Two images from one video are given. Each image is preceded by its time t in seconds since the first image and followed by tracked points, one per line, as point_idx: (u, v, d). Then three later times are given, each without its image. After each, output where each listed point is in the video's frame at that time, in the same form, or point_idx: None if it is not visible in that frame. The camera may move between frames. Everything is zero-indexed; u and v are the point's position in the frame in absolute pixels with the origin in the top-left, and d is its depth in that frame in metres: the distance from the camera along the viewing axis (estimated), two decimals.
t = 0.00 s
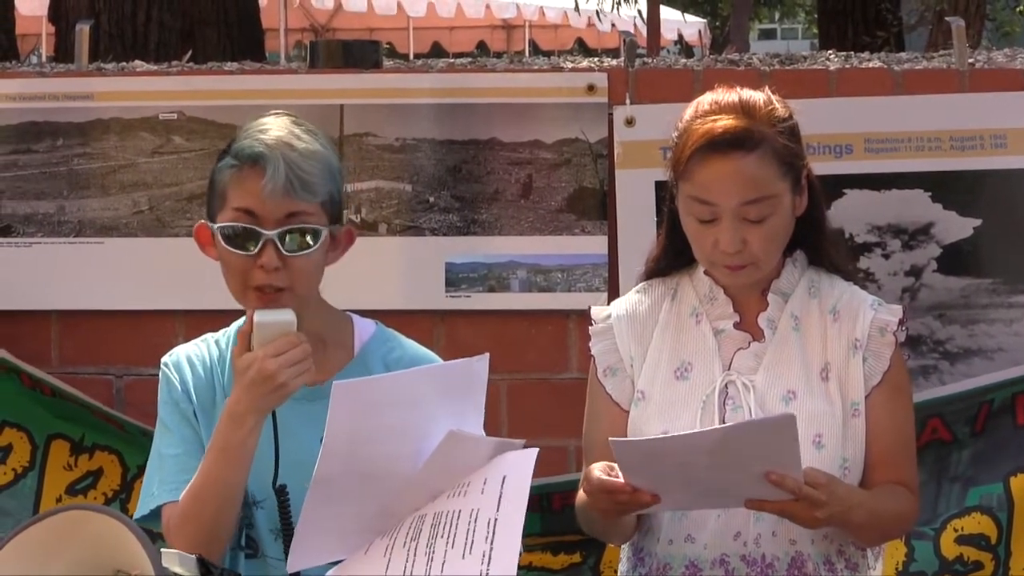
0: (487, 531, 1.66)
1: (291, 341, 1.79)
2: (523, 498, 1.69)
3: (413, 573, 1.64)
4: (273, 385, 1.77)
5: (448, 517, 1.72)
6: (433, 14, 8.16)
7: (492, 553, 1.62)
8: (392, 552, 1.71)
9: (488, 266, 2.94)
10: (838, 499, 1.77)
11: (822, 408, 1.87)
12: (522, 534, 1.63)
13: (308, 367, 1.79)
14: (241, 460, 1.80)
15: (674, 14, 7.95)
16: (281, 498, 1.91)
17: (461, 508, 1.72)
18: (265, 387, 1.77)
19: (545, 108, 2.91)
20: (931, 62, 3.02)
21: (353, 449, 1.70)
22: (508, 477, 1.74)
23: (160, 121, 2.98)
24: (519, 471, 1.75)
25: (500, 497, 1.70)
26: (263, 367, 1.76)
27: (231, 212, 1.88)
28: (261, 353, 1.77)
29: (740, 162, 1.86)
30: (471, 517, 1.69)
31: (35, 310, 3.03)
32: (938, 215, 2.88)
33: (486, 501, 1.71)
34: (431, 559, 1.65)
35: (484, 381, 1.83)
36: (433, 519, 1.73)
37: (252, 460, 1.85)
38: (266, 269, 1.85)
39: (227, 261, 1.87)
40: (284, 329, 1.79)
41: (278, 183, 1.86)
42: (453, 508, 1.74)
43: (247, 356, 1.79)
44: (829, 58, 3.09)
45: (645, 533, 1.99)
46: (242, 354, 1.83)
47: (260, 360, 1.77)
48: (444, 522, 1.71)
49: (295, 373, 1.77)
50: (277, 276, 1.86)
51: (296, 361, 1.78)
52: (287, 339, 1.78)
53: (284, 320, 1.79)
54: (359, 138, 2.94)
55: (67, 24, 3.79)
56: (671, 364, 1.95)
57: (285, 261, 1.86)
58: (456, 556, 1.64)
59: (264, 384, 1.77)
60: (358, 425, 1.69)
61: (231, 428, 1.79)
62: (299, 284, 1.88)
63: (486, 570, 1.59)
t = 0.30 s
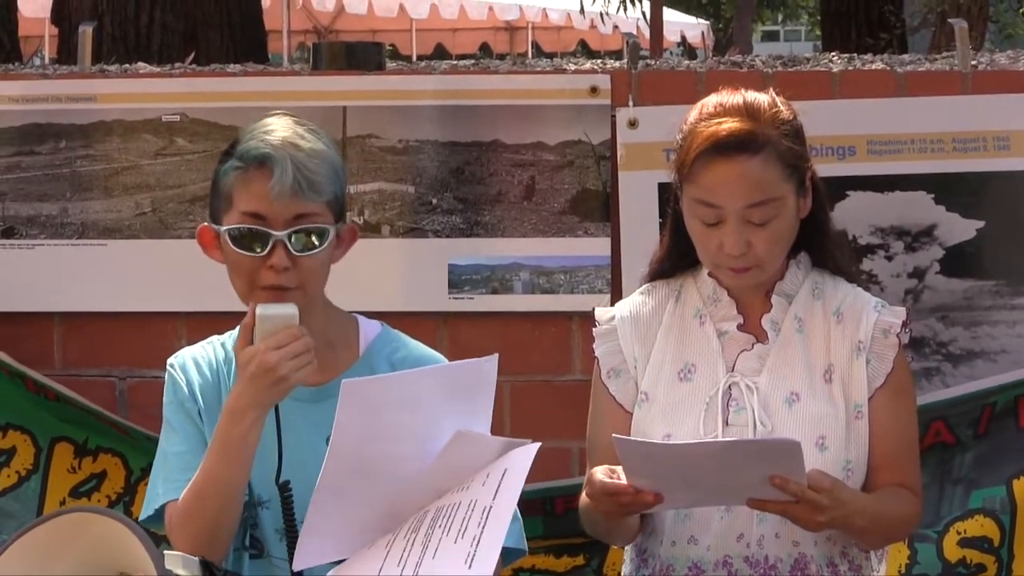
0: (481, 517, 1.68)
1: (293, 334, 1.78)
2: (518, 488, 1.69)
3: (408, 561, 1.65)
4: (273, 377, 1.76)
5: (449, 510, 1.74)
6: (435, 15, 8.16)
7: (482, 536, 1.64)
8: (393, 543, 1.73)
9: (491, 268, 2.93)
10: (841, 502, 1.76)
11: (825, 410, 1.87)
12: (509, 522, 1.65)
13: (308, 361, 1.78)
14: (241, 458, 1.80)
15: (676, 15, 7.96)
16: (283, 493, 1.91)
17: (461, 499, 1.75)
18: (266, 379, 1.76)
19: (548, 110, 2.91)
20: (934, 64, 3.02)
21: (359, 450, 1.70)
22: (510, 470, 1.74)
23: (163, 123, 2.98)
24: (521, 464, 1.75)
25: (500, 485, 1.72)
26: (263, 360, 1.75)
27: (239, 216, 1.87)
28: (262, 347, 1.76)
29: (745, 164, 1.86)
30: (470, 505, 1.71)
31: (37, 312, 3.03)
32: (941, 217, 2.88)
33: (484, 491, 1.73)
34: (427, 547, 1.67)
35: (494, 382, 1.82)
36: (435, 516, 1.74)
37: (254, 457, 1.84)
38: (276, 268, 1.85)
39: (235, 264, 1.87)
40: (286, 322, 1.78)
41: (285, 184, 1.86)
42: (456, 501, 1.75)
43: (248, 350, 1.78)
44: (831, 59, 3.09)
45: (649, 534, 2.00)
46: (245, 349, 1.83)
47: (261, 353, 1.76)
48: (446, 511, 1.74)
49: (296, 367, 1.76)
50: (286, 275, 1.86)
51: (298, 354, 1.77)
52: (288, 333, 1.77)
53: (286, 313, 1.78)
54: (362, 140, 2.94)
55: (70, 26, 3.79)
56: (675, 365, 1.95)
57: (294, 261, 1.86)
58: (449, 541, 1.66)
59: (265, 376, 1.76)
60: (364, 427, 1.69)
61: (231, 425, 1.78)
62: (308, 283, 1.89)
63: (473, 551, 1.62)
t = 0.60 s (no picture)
0: (484, 500, 1.66)
1: (305, 340, 1.78)
2: (517, 468, 1.67)
3: (418, 553, 1.65)
4: (286, 383, 1.76)
5: (456, 500, 1.73)
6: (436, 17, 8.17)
7: (486, 518, 1.62)
8: (402, 539, 1.73)
9: (491, 270, 2.93)
10: (843, 503, 1.76)
11: (828, 410, 1.87)
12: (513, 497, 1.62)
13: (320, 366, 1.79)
14: (250, 461, 1.79)
15: (677, 17, 7.97)
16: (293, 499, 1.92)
17: (467, 488, 1.74)
18: (280, 384, 1.77)
19: (548, 111, 2.91)
20: (935, 65, 3.02)
21: (366, 445, 1.71)
22: (510, 454, 1.72)
23: (164, 124, 2.98)
24: (520, 447, 1.72)
25: (500, 470, 1.70)
26: (277, 365, 1.76)
27: (250, 223, 1.86)
28: (275, 352, 1.77)
29: (745, 161, 1.86)
30: (473, 493, 1.70)
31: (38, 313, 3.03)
32: (943, 219, 2.88)
33: (486, 478, 1.71)
34: (436, 538, 1.66)
35: (497, 378, 1.80)
36: (444, 505, 1.74)
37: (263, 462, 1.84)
38: (287, 278, 1.85)
39: (248, 271, 1.87)
40: (298, 328, 1.79)
41: (302, 196, 1.85)
42: (462, 491, 1.75)
43: (260, 355, 1.78)
44: (832, 60, 3.09)
45: (651, 535, 1.99)
46: (256, 353, 1.82)
47: (273, 358, 1.76)
48: (452, 503, 1.73)
49: (309, 372, 1.77)
50: (296, 284, 1.86)
51: (312, 360, 1.78)
52: (301, 339, 1.78)
53: (299, 318, 1.79)
54: (363, 142, 2.94)
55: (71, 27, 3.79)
56: (679, 365, 1.95)
57: (306, 270, 1.86)
58: (456, 528, 1.64)
59: (279, 381, 1.76)
60: (371, 421, 1.69)
61: (243, 427, 1.79)
62: (317, 291, 1.89)
63: (479, 535, 1.59)
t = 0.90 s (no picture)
0: (501, 517, 1.63)
1: (307, 341, 1.78)
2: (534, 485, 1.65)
3: (432, 565, 1.64)
4: (288, 384, 1.76)
5: (464, 509, 1.72)
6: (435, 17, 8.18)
7: (507, 534, 1.59)
8: (412, 547, 1.72)
9: (492, 270, 2.93)
10: (844, 504, 1.76)
11: (831, 410, 1.87)
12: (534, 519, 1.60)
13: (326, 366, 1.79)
14: (252, 462, 1.79)
15: (677, 15, 7.98)
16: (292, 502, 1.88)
17: (475, 498, 1.73)
18: (281, 386, 1.76)
19: (549, 111, 2.91)
20: (935, 65, 3.02)
21: (372, 450, 1.70)
22: (523, 464, 1.73)
23: (165, 124, 2.98)
24: (533, 458, 1.73)
25: (514, 484, 1.69)
26: (278, 367, 1.75)
27: (255, 223, 1.86)
28: (277, 354, 1.76)
29: (745, 160, 1.86)
30: (487, 505, 1.68)
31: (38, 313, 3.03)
32: (943, 219, 2.88)
33: (500, 489, 1.70)
34: (449, 549, 1.64)
35: (507, 380, 1.81)
36: (451, 513, 1.74)
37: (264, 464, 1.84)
38: (292, 278, 1.85)
39: (250, 270, 1.87)
40: (299, 328, 1.78)
41: (309, 196, 1.85)
42: (469, 500, 1.74)
43: (262, 356, 1.77)
44: (833, 60, 3.09)
45: (652, 534, 2.00)
46: (258, 354, 1.81)
47: (276, 360, 1.75)
48: (462, 512, 1.72)
49: (312, 373, 1.76)
50: (301, 285, 1.86)
51: (315, 361, 1.77)
52: (304, 340, 1.77)
53: (303, 320, 1.79)
54: (364, 142, 2.94)
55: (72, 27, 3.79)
56: (680, 365, 1.95)
57: (310, 270, 1.86)
58: (473, 544, 1.62)
59: (281, 383, 1.76)
60: (378, 425, 1.69)
61: (243, 429, 1.78)
62: (320, 291, 1.89)
63: (501, 556, 1.56)
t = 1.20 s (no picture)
0: (497, 515, 1.64)
1: (307, 345, 1.78)
2: (529, 482, 1.66)
3: (428, 565, 1.63)
4: (288, 388, 1.76)
5: (461, 509, 1.72)
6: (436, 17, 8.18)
7: (501, 534, 1.60)
8: (409, 548, 1.71)
9: (492, 269, 2.93)
10: (844, 502, 1.76)
11: (832, 408, 1.87)
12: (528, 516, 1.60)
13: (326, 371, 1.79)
14: (254, 462, 1.79)
15: (677, 14, 7.98)
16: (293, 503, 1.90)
17: (472, 498, 1.73)
18: (281, 391, 1.76)
19: (549, 111, 2.91)
20: (935, 64, 3.02)
21: (370, 451, 1.70)
22: (520, 464, 1.73)
23: (165, 124, 2.98)
24: (529, 458, 1.73)
25: (511, 483, 1.69)
26: (278, 372, 1.75)
27: (250, 231, 1.86)
28: (277, 358, 1.76)
29: (749, 161, 1.86)
30: (484, 505, 1.68)
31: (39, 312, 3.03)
32: (943, 218, 2.88)
33: (496, 489, 1.70)
34: (445, 548, 1.65)
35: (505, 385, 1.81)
36: (448, 514, 1.74)
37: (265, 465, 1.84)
38: (288, 285, 1.85)
39: (248, 277, 1.87)
40: (299, 332, 1.78)
41: (302, 205, 1.85)
42: (467, 500, 1.74)
43: (261, 360, 1.77)
44: (833, 60, 3.09)
45: (653, 533, 2.00)
46: (256, 358, 1.81)
47: (275, 364, 1.75)
48: (459, 512, 1.72)
49: (311, 377, 1.76)
50: (297, 291, 1.86)
51: (314, 364, 1.77)
52: (303, 344, 1.77)
53: (302, 323, 1.78)
54: (365, 141, 2.94)
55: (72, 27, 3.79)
56: (681, 364, 1.95)
57: (306, 278, 1.86)
58: (468, 543, 1.62)
59: (281, 387, 1.76)
60: (375, 427, 1.69)
61: (243, 432, 1.78)
62: (319, 295, 1.89)
63: (495, 555, 1.56)
